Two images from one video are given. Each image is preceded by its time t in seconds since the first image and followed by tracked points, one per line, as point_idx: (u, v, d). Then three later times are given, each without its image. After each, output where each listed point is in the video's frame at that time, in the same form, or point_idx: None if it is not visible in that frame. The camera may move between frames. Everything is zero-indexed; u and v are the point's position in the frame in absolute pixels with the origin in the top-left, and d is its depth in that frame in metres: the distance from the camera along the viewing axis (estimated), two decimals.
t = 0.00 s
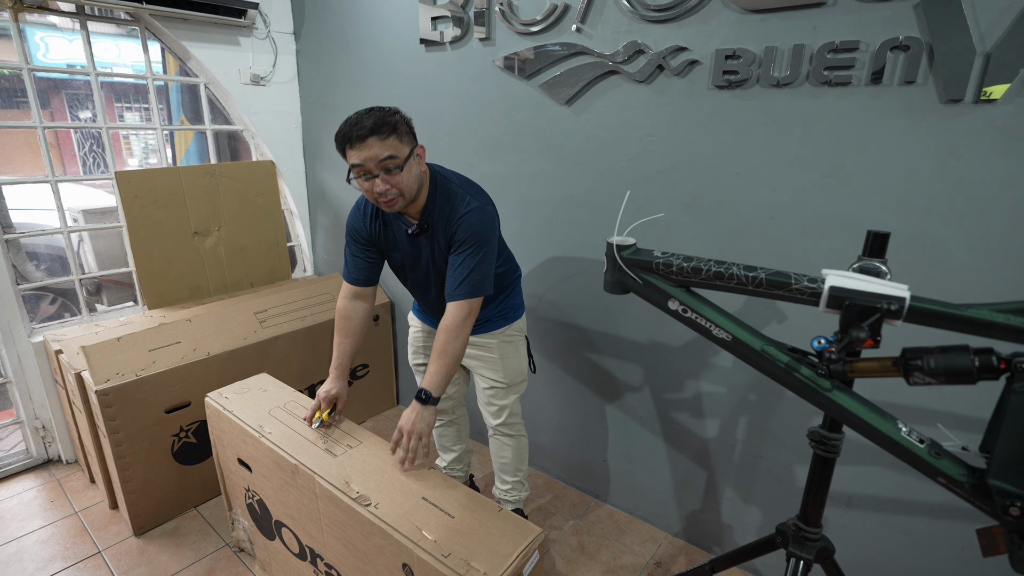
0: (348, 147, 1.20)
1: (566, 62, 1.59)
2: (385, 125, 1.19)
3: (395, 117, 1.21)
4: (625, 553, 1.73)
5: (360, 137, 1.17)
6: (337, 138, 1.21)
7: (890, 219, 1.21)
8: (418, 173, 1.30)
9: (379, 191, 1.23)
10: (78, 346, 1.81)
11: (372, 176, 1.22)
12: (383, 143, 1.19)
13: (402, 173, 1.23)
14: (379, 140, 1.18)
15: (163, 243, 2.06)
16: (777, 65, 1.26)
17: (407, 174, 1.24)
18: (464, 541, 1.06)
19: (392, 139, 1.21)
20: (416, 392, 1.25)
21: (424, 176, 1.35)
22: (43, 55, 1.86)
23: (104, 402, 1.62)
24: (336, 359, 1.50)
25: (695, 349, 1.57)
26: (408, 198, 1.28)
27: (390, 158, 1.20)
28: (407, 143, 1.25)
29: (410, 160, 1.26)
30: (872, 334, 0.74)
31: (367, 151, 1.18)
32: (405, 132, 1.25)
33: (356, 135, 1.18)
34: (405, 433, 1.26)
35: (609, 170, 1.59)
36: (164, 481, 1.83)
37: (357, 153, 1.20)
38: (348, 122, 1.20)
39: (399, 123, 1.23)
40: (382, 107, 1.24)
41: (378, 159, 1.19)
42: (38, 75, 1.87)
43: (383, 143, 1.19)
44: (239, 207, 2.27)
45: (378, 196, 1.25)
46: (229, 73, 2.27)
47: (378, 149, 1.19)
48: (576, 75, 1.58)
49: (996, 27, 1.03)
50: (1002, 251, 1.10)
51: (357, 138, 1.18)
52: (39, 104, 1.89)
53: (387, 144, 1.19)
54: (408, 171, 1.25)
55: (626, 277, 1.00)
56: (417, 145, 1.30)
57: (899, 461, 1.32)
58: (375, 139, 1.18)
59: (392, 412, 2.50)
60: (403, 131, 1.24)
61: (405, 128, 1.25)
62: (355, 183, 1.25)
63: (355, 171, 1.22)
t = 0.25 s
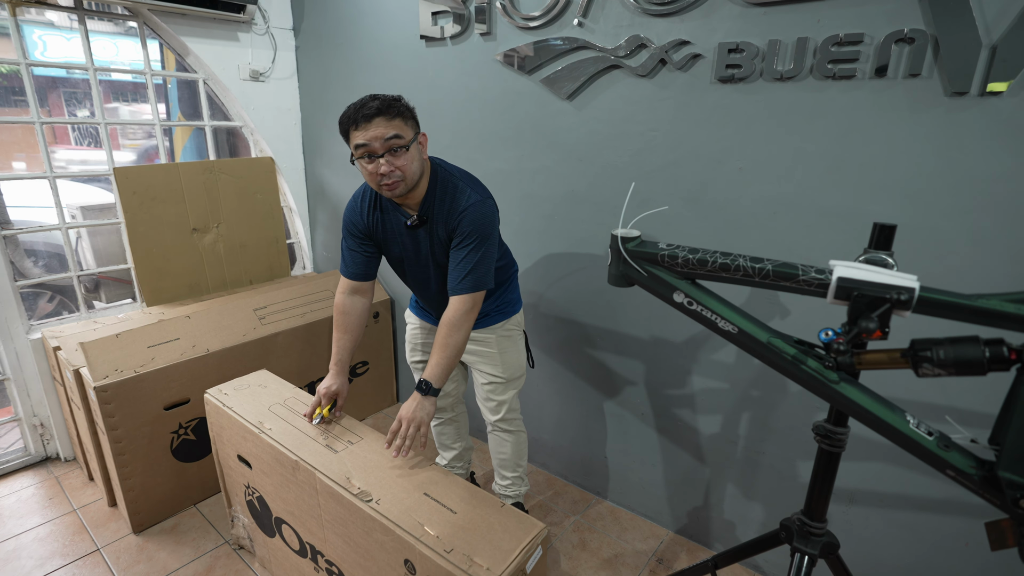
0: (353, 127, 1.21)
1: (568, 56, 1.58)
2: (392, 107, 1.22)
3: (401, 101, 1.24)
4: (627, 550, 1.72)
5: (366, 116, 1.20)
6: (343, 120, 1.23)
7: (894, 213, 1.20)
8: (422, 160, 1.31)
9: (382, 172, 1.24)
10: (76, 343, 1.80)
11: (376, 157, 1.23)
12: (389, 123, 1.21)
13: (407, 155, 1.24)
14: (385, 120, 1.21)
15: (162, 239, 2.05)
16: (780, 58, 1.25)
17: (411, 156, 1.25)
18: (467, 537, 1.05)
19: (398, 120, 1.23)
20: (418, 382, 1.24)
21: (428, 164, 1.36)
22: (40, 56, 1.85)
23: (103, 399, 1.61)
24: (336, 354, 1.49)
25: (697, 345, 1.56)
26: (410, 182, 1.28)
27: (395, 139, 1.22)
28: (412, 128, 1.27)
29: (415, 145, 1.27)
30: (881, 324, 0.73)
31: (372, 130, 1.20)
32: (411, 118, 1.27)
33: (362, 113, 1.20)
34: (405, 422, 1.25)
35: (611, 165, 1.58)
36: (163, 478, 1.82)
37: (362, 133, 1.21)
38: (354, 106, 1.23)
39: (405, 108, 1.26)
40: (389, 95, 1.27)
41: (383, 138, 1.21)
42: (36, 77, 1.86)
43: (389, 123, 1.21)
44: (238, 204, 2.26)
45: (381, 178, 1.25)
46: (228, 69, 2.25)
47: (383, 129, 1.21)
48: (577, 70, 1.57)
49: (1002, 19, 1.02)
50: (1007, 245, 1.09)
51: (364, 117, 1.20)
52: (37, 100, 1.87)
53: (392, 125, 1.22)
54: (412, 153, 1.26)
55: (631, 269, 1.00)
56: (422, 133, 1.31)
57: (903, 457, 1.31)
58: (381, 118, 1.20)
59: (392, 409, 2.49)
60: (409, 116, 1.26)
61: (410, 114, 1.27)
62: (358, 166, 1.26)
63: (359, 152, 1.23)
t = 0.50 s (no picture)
0: (353, 119, 1.20)
1: (569, 51, 1.57)
2: (393, 101, 1.20)
3: (403, 95, 1.23)
4: (628, 547, 1.71)
5: (367, 110, 1.18)
6: (344, 112, 1.22)
7: (898, 206, 1.19)
8: (422, 155, 1.29)
9: (381, 167, 1.22)
10: (74, 338, 1.78)
11: (375, 151, 1.21)
12: (390, 117, 1.20)
13: (406, 150, 1.23)
14: (385, 115, 1.19)
15: (161, 235, 2.04)
16: (783, 51, 1.25)
17: (410, 152, 1.23)
18: (468, 532, 1.03)
19: (399, 115, 1.21)
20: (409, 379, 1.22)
21: (427, 159, 1.34)
22: (38, 53, 1.84)
23: (101, 394, 1.60)
24: (335, 349, 1.48)
25: (699, 340, 1.55)
26: (409, 178, 1.27)
27: (395, 134, 1.20)
28: (413, 123, 1.25)
29: (415, 140, 1.26)
30: (889, 313, 0.74)
31: (373, 124, 1.19)
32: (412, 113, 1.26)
33: (363, 107, 1.19)
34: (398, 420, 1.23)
35: (612, 160, 1.58)
36: (161, 474, 1.80)
37: (362, 127, 1.20)
38: (355, 98, 1.21)
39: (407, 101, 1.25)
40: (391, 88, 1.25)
41: (383, 133, 1.19)
42: (34, 74, 1.85)
43: (389, 118, 1.20)
44: (236, 200, 2.25)
45: (379, 173, 1.24)
46: (227, 64, 2.24)
47: (383, 124, 1.19)
48: (579, 64, 1.56)
49: (1008, 10, 1.02)
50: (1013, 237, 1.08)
51: (364, 110, 1.18)
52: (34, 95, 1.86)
53: (393, 119, 1.20)
54: (411, 148, 1.24)
55: (634, 260, 1.00)
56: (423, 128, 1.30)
57: (906, 452, 1.30)
58: (382, 112, 1.19)
59: (391, 407, 2.48)
60: (410, 111, 1.25)
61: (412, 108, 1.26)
62: (357, 159, 1.24)
63: (358, 146, 1.22)
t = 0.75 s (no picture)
0: (344, 132, 1.16)
1: (571, 44, 1.56)
2: (386, 117, 1.16)
3: (396, 107, 1.18)
4: (627, 541, 1.72)
5: (358, 127, 1.14)
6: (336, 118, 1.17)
7: (900, 201, 1.19)
8: (416, 163, 1.28)
9: (374, 180, 1.22)
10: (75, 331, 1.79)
11: (367, 164, 1.20)
12: (382, 136, 1.16)
13: (399, 166, 1.22)
14: (377, 133, 1.16)
15: (161, 228, 2.04)
16: (785, 45, 1.24)
17: (403, 167, 1.23)
18: (467, 524, 1.04)
19: (392, 131, 1.18)
20: (418, 378, 1.24)
21: (423, 161, 1.32)
22: (38, 45, 1.83)
23: (102, 386, 1.60)
24: (336, 342, 1.49)
25: (699, 335, 1.55)
26: (401, 188, 1.28)
27: (388, 153, 1.19)
28: (407, 134, 1.22)
29: (409, 151, 1.24)
30: (889, 307, 0.73)
31: (365, 142, 1.16)
32: (406, 121, 1.22)
33: (354, 123, 1.14)
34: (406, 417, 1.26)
35: (614, 154, 1.57)
36: (162, 467, 1.81)
37: (354, 141, 1.17)
38: (348, 104, 1.16)
39: (400, 111, 1.20)
40: (384, 91, 1.19)
41: (375, 150, 1.17)
42: (35, 67, 1.85)
43: (382, 136, 1.16)
44: (237, 193, 2.25)
45: (372, 184, 1.24)
46: (228, 57, 2.23)
47: (375, 142, 1.17)
48: (580, 57, 1.55)
49: (1013, 3, 1.01)
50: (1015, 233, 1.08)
51: (356, 126, 1.14)
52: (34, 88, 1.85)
53: (385, 137, 1.17)
54: (404, 162, 1.23)
55: (635, 253, 1.00)
56: (418, 133, 1.27)
57: (906, 448, 1.30)
58: (373, 131, 1.15)
59: (391, 401, 2.49)
60: (404, 122, 1.21)
61: (405, 117, 1.22)
62: (349, 165, 1.23)
63: (350, 157, 1.20)
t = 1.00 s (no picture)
0: (341, 144, 1.17)
1: (571, 41, 1.56)
2: (382, 130, 1.15)
3: (391, 118, 1.16)
4: (625, 536, 1.73)
5: (354, 141, 1.14)
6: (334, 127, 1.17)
7: (899, 199, 1.19)
8: (415, 168, 1.28)
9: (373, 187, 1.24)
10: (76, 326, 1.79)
11: (365, 174, 1.21)
12: (378, 149, 1.16)
13: (398, 176, 1.23)
14: (373, 147, 1.16)
15: (162, 224, 2.04)
16: (786, 42, 1.24)
17: (401, 176, 1.24)
18: (465, 519, 1.05)
19: (388, 143, 1.17)
20: (417, 374, 1.24)
21: (424, 164, 1.32)
22: (38, 41, 1.83)
23: (102, 381, 1.60)
24: (335, 338, 1.49)
25: (698, 332, 1.55)
26: (402, 192, 1.29)
27: (385, 165, 1.19)
28: (404, 143, 1.22)
29: (407, 160, 1.24)
30: (886, 304, 0.74)
31: (361, 155, 1.17)
32: (403, 130, 1.21)
33: (349, 136, 1.14)
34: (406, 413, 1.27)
35: (614, 151, 1.57)
36: (163, 462, 1.82)
37: (351, 152, 1.18)
38: (344, 114, 1.15)
39: (396, 122, 1.18)
40: (381, 100, 1.17)
41: (371, 162, 1.18)
42: (35, 63, 1.84)
43: (378, 149, 1.16)
44: (237, 189, 2.25)
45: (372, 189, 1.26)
46: (228, 53, 2.23)
47: (371, 155, 1.17)
48: (581, 54, 1.55)
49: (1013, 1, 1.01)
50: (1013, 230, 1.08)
51: (352, 138, 1.14)
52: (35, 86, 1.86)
53: (382, 150, 1.17)
54: (402, 171, 1.24)
55: (634, 250, 1.00)
56: (416, 139, 1.26)
57: (903, 445, 1.31)
58: (369, 145, 1.15)
59: (391, 397, 2.50)
60: (400, 132, 1.20)
61: (402, 126, 1.20)
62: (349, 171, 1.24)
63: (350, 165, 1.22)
